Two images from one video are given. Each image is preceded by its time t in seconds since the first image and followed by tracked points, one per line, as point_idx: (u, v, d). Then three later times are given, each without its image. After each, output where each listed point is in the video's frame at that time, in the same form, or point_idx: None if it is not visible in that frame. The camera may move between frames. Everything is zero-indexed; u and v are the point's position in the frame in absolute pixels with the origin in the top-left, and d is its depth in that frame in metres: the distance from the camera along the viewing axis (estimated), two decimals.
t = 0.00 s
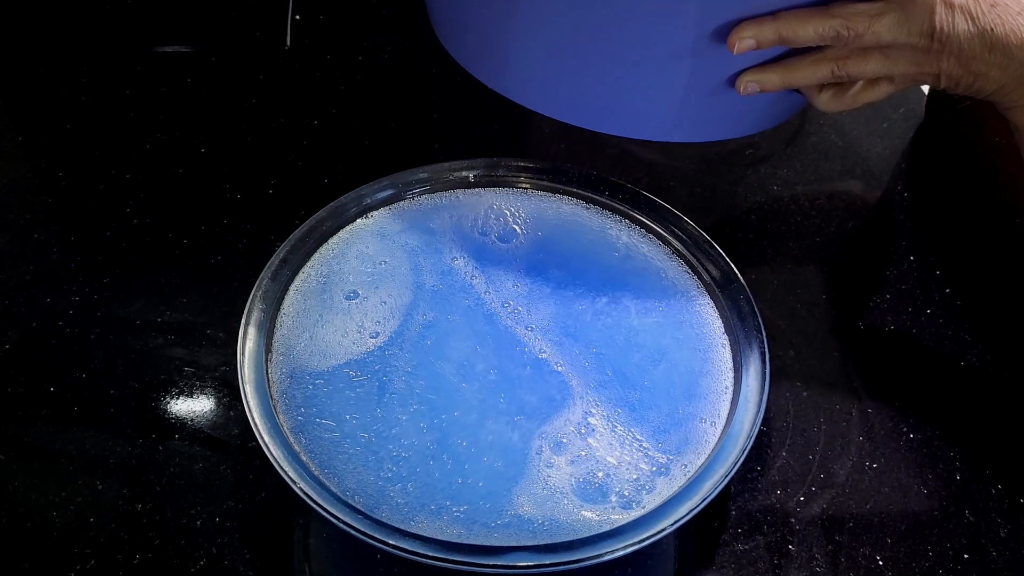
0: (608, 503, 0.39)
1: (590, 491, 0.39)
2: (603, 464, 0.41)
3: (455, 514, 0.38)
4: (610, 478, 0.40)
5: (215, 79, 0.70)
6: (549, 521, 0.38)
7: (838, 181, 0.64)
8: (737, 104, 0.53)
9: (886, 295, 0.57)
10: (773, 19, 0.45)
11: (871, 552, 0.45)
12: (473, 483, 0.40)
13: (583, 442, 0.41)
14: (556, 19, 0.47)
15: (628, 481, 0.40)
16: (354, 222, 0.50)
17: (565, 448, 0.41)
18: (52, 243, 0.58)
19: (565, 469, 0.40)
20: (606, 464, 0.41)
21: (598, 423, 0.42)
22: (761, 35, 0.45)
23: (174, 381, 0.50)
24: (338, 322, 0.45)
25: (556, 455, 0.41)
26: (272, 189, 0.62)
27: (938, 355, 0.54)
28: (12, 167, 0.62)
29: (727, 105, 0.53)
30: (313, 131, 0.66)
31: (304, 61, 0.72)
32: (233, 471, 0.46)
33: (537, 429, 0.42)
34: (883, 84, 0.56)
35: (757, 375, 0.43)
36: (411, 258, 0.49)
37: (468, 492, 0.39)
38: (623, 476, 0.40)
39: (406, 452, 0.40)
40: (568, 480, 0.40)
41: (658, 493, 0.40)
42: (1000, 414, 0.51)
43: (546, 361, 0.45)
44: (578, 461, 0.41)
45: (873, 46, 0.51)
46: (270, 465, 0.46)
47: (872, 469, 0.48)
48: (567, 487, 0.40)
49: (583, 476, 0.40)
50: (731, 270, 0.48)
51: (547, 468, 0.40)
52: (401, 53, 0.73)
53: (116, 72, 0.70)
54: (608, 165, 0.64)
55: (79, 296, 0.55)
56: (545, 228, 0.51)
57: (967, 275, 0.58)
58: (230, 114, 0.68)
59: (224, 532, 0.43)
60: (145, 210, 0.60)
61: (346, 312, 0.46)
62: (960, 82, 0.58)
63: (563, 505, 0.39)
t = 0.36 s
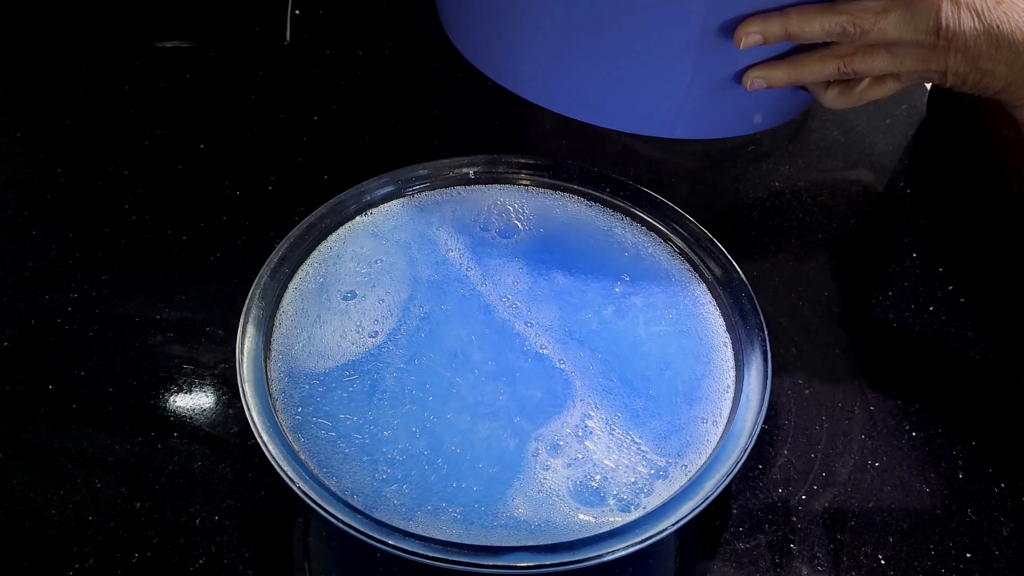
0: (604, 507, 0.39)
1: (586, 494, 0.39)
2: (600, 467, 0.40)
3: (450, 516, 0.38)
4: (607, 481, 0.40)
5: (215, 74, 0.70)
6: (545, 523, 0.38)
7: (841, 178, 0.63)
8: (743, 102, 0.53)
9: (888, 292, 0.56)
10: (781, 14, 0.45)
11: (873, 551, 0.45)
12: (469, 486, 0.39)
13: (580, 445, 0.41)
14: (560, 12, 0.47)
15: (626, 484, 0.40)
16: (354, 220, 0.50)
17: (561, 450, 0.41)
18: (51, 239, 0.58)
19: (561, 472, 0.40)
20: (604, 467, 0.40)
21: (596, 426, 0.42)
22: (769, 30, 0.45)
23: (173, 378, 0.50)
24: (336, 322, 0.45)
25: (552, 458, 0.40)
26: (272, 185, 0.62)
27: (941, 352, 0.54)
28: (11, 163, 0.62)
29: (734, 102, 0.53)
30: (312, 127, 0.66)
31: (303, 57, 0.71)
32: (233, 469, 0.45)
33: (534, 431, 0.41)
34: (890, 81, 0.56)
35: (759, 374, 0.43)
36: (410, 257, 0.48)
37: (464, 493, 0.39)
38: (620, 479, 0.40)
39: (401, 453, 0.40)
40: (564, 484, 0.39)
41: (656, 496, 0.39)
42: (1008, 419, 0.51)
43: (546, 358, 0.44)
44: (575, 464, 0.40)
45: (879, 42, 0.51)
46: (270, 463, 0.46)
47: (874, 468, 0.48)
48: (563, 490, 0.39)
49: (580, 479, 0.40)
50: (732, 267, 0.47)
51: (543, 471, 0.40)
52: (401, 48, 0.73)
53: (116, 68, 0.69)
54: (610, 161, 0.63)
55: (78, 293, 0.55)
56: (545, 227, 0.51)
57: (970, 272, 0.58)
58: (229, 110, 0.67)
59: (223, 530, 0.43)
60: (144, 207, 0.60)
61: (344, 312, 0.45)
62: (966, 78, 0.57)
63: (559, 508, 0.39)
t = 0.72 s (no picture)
0: (602, 508, 0.38)
1: (584, 495, 0.38)
2: (598, 467, 0.40)
3: (447, 516, 0.37)
4: (605, 482, 0.39)
5: (214, 68, 0.69)
6: (543, 523, 0.37)
7: (843, 173, 0.63)
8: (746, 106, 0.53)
9: (891, 289, 0.56)
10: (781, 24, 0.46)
11: (874, 549, 0.44)
12: (465, 486, 0.38)
13: (578, 446, 0.40)
14: (565, 12, 0.48)
15: (625, 485, 0.39)
16: (353, 216, 0.49)
17: (558, 451, 0.40)
18: (48, 234, 0.57)
19: (559, 472, 0.39)
20: (602, 468, 0.40)
21: (594, 427, 0.41)
22: (769, 39, 0.46)
23: (171, 374, 0.50)
24: (333, 320, 0.44)
25: (549, 458, 0.40)
26: (271, 179, 0.61)
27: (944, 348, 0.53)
28: (8, 157, 0.62)
29: (737, 108, 0.53)
30: (312, 121, 0.66)
31: (303, 51, 0.71)
32: (232, 466, 0.45)
33: (531, 431, 0.41)
34: (890, 91, 0.56)
35: (761, 370, 0.43)
36: (408, 255, 0.48)
37: (461, 492, 0.38)
38: (618, 479, 0.39)
39: (398, 452, 0.39)
40: (561, 485, 0.39)
41: (655, 497, 0.39)
42: (1010, 416, 0.51)
43: (548, 351, 0.44)
44: (573, 465, 0.39)
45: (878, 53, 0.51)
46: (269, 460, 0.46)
47: (876, 465, 0.48)
48: (561, 490, 0.39)
49: (578, 480, 0.39)
50: (733, 263, 0.47)
51: (540, 472, 0.39)
52: (401, 42, 0.73)
53: (114, 61, 0.69)
54: (611, 156, 0.63)
55: (76, 288, 0.54)
56: (545, 225, 0.50)
57: (973, 268, 0.57)
58: (228, 104, 0.67)
59: (222, 528, 0.43)
60: (143, 201, 0.60)
61: (341, 310, 0.45)
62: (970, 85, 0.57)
63: (556, 509, 0.38)
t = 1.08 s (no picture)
0: (600, 509, 0.38)
1: (582, 495, 0.38)
2: (596, 467, 0.39)
3: (444, 515, 0.37)
4: (603, 482, 0.39)
5: (213, 60, 0.69)
6: (541, 523, 0.37)
7: (848, 166, 0.62)
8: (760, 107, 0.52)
9: (895, 283, 0.56)
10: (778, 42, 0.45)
11: (878, 546, 0.44)
12: (461, 484, 0.38)
13: (575, 445, 0.40)
14: (568, 20, 0.48)
15: (623, 484, 0.39)
16: (351, 209, 0.48)
17: (555, 450, 0.39)
18: (45, 227, 0.57)
19: (556, 472, 0.39)
20: (600, 467, 0.39)
21: (591, 426, 0.40)
22: (766, 58, 0.45)
23: (169, 369, 0.49)
24: (329, 315, 0.44)
25: (546, 457, 0.39)
26: (270, 172, 0.61)
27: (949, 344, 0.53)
28: (5, 149, 0.61)
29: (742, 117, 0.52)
30: (311, 113, 0.65)
31: (302, 42, 0.70)
32: (230, 461, 0.45)
33: (527, 430, 0.40)
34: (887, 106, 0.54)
35: (764, 365, 0.42)
36: (406, 250, 0.47)
37: (458, 490, 0.38)
38: (616, 479, 0.39)
39: (393, 450, 0.39)
40: (558, 484, 0.38)
41: (653, 497, 0.38)
42: (1015, 412, 0.50)
43: (551, 344, 0.44)
44: (570, 464, 0.39)
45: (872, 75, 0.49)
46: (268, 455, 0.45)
47: (879, 461, 0.47)
48: (558, 490, 0.38)
49: (576, 480, 0.38)
50: (737, 256, 0.46)
51: (537, 471, 0.39)
52: (401, 33, 0.72)
53: (112, 53, 0.68)
54: (613, 148, 0.62)
55: (73, 282, 0.54)
56: (544, 220, 0.50)
57: (978, 262, 0.57)
58: (227, 96, 0.66)
59: (220, 523, 0.43)
60: (141, 194, 0.59)
61: (337, 306, 0.44)
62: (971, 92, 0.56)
63: (553, 510, 0.37)
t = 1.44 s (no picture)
0: (595, 509, 0.36)
1: (576, 495, 0.37)
2: (591, 467, 0.38)
3: (436, 512, 0.36)
4: (599, 482, 0.37)
5: (210, 50, 0.68)
6: (534, 523, 0.36)
7: (850, 158, 0.62)
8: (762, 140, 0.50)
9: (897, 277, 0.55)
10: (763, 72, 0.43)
11: (880, 543, 0.44)
12: (453, 483, 0.37)
13: (569, 445, 0.38)
14: (551, 51, 0.46)
15: (619, 484, 0.37)
16: (348, 201, 0.48)
17: (548, 450, 0.38)
18: (40, 219, 0.56)
19: (550, 471, 0.37)
20: (594, 467, 0.38)
21: (586, 425, 0.39)
22: (749, 88, 0.43)
23: (165, 362, 0.49)
24: (322, 310, 0.43)
25: (539, 457, 0.38)
26: (267, 164, 0.60)
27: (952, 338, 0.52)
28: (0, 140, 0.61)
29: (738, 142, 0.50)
30: (309, 104, 0.64)
31: (300, 32, 0.70)
32: (227, 456, 0.44)
33: (519, 429, 0.39)
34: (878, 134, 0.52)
35: (765, 361, 0.41)
36: (401, 245, 0.46)
37: (450, 489, 0.36)
38: (611, 479, 0.37)
39: (385, 448, 0.38)
40: (552, 484, 0.37)
41: (650, 498, 0.37)
42: (1019, 407, 0.50)
43: (552, 336, 0.43)
44: (564, 463, 0.38)
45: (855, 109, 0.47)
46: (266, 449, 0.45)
47: (881, 457, 0.47)
48: (552, 489, 0.37)
49: (570, 480, 0.37)
50: (738, 250, 0.45)
51: (530, 471, 0.37)
52: (400, 23, 0.71)
53: (108, 42, 0.68)
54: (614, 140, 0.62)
55: (68, 274, 0.53)
56: (544, 213, 0.49)
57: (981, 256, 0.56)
58: (224, 86, 0.66)
59: (216, 519, 0.42)
60: (137, 186, 0.59)
61: (332, 300, 0.43)
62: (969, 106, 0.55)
63: (547, 509, 0.36)
